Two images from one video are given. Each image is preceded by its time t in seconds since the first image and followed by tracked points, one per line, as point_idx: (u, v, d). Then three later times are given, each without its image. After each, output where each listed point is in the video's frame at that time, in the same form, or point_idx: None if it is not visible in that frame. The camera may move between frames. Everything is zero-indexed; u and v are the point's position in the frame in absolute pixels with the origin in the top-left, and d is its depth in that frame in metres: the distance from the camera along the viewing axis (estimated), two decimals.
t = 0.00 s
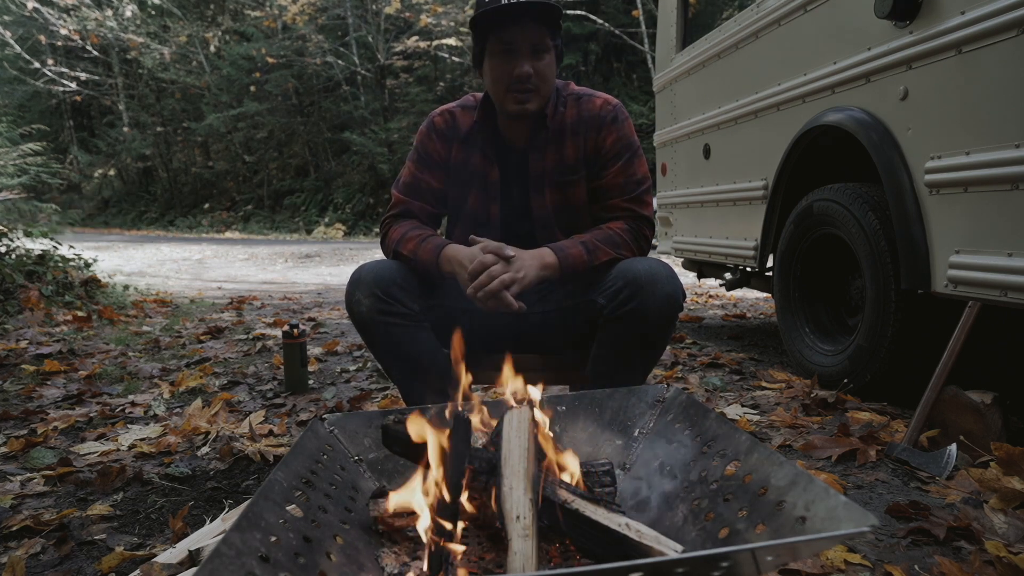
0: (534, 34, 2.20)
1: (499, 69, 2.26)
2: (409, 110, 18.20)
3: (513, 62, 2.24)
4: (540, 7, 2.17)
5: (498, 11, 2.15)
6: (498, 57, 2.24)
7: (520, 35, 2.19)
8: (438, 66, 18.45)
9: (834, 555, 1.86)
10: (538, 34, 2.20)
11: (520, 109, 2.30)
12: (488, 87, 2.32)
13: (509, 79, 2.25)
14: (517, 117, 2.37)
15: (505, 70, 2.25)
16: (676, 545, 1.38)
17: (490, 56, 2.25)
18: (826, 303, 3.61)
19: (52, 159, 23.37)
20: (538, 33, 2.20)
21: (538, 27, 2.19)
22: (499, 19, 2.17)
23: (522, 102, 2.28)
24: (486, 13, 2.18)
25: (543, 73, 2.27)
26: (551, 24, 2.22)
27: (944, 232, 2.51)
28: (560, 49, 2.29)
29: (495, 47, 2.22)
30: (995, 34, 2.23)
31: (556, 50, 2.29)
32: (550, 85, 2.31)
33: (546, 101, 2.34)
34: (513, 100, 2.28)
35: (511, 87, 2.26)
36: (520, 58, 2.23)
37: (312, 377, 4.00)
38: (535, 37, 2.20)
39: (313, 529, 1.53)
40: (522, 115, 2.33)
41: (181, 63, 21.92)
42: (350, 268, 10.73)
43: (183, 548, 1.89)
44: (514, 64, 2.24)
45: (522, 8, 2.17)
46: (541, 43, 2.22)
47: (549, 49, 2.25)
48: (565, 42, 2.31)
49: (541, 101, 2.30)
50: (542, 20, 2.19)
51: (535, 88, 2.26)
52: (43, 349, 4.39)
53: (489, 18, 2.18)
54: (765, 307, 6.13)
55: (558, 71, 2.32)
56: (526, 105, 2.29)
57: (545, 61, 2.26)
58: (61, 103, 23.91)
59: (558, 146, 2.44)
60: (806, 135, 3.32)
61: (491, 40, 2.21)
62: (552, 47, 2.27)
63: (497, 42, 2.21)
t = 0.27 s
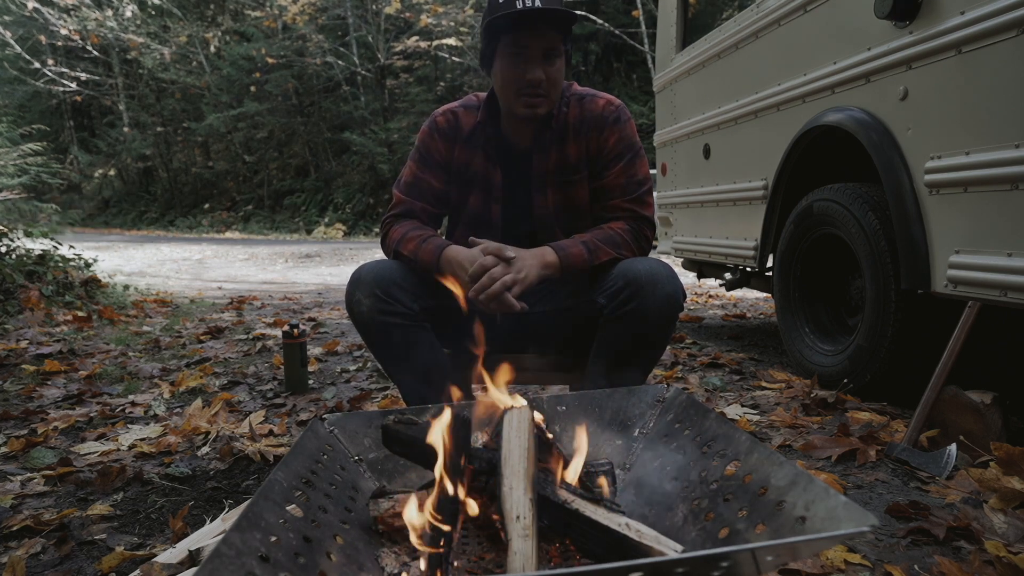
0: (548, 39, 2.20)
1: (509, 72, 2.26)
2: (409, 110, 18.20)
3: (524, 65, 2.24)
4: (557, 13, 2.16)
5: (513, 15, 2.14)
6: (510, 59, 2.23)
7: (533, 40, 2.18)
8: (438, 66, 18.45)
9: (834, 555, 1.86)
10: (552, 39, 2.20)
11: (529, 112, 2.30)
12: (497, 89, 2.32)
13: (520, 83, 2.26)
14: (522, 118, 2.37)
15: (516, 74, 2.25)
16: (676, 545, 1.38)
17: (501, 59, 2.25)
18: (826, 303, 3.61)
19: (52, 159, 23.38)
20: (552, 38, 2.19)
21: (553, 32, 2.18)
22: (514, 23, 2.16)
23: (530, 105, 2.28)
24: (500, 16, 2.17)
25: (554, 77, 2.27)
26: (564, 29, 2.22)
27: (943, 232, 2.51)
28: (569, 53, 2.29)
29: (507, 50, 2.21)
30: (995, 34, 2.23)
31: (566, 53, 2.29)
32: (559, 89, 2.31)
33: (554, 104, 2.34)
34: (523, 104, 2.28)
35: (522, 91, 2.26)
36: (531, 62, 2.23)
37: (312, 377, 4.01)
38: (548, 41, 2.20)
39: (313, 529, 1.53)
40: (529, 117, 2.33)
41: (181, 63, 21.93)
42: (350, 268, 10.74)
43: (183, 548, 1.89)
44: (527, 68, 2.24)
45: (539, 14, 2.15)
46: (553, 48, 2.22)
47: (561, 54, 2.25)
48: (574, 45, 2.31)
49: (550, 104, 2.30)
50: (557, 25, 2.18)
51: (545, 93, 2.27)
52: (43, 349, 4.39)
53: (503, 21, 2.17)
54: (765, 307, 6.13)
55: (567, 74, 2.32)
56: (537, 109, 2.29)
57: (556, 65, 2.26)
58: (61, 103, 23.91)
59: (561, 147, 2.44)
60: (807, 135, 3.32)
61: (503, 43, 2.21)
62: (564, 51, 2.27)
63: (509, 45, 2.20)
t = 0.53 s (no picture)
0: (547, 39, 2.20)
1: (508, 72, 2.26)
2: (409, 110, 18.21)
3: (524, 65, 2.24)
4: (556, 13, 2.17)
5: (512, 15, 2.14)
6: (510, 60, 2.23)
7: (533, 40, 2.18)
8: (438, 66, 18.46)
9: (834, 555, 1.86)
10: (551, 39, 2.20)
11: (529, 113, 2.30)
12: (497, 90, 2.32)
13: (520, 83, 2.26)
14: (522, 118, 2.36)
15: (516, 74, 2.25)
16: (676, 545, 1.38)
17: (501, 59, 2.25)
18: (826, 303, 3.61)
19: (52, 159, 23.37)
20: (551, 38, 2.19)
21: (552, 32, 2.19)
22: (513, 23, 2.16)
23: (530, 106, 2.28)
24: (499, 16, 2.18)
25: (554, 77, 2.27)
26: (563, 29, 2.22)
27: (944, 232, 2.51)
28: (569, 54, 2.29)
29: (507, 50, 2.21)
30: (995, 34, 2.23)
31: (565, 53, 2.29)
32: (559, 88, 2.31)
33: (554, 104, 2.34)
34: (523, 104, 2.28)
35: (521, 91, 2.26)
36: (530, 62, 2.23)
37: (312, 377, 4.01)
38: (548, 41, 2.20)
39: (313, 529, 1.53)
40: (529, 117, 2.33)
41: (181, 63, 21.93)
42: (350, 268, 10.74)
43: (183, 548, 1.89)
44: (526, 68, 2.23)
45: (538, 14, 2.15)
46: (553, 48, 2.22)
47: (560, 53, 2.25)
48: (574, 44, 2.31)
49: (550, 104, 2.30)
50: (556, 25, 2.18)
51: (545, 93, 2.27)
52: (43, 349, 4.39)
53: (502, 21, 2.17)
54: (765, 307, 6.13)
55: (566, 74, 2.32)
56: (537, 109, 2.29)
57: (556, 65, 2.26)
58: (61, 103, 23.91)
59: (561, 147, 2.44)
60: (807, 135, 3.32)
61: (503, 43, 2.21)
62: (563, 51, 2.27)
63: (509, 45, 2.20)
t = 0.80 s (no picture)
0: (544, 37, 2.20)
1: (506, 71, 2.26)
2: (409, 110, 18.21)
3: (522, 64, 2.24)
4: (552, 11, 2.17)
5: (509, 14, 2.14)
6: (507, 59, 2.23)
7: (530, 38, 2.18)
8: (439, 66, 18.46)
9: (834, 555, 1.86)
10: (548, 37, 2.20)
11: (527, 111, 2.29)
12: (495, 89, 2.32)
13: (517, 82, 2.26)
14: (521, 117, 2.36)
15: (513, 73, 2.25)
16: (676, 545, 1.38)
17: (499, 58, 2.24)
18: (826, 303, 3.61)
19: (52, 159, 23.37)
20: (548, 36, 2.19)
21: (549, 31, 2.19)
22: (511, 22, 2.17)
23: (528, 104, 2.28)
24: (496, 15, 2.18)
25: (552, 76, 2.27)
26: (561, 27, 2.22)
27: (943, 232, 2.51)
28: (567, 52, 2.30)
29: (505, 49, 2.21)
30: (995, 34, 2.23)
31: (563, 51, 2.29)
32: (556, 87, 2.31)
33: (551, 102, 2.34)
34: (521, 103, 2.28)
35: (518, 90, 2.26)
36: (528, 60, 2.23)
37: (312, 377, 4.01)
38: (544, 40, 2.20)
39: (313, 529, 1.53)
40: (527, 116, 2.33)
41: (181, 63, 21.93)
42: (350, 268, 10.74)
43: (183, 548, 1.89)
44: (523, 66, 2.23)
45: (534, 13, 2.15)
46: (551, 46, 2.22)
47: (557, 51, 2.25)
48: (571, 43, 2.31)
49: (547, 102, 2.30)
50: (553, 23, 2.19)
51: (543, 91, 2.26)
52: (43, 349, 4.39)
53: (499, 20, 2.17)
54: (765, 307, 6.13)
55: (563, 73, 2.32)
56: (534, 107, 2.29)
57: (553, 63, 2.26)
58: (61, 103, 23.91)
59: (561, 147, 2.45)
60: (806, 135, 3.33)
61: (500, 42, 2.21)
62: (560, 49, 2.27)
63: (507, 44, 2.20)
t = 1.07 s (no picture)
0: (530, 29, 2.21)
1: (495, 66, 2.27)
2: (409, 110, 18.21)
3: (509, 56, 2.24)
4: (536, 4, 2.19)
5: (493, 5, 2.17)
6: (494, 53, 2.25)
7: (514, 30, 2.20)
8: (439, 66, 18.47)
9: (834, 555, 1.86)
10: (533, 29, 2.21)
11: (517, 104, 2.30)
12: (486, 85, 2.33)
13: (504, 75, 2.26)
14: (516, 114, 2.37)
15: (501, 67, 2.26)
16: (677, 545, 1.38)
17: (488, 53, 2.26)
18: (826, 303, 3.61)
19: (52, 158, 23.37)
20: (533, 27, 2.21)
21: (534, 22, 2.21)
22: (496, 14, 2.20)
23: (517, 97, 2.28)
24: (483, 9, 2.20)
25: (539, 68, 2.27)
26: (548, 21, 2.24)
27: (943, 232, 2.51)
28: (558, 45, 2.30)
29: (492, 43, 2.23)
30: (994, 34, 2.23)
31: (553, 46, 2.30)
32: (547, 81, 2.32)
33: (544, 98, 2.35)
34: (509, 96, 2.28)
35: (506, 83, 2.27)
36: (515, 53, 2.24)
37: (312, 377, 4.01)
38: (530, 32, 2.21)
39: (313, 529, 1.53)
40: (520, 110, 2.33)
41: (181, 63, 21.93)
42: (350, 268, 10.74)
43: (183, 549, 1.89)
44: (509, 59, 2.24)
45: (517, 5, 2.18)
46: (538, 39, 2.24)
47: (545, 44, 2.26)
48: (563, 40, 2.33)
49: (537, 96, 2.30)
50: (538, 15, 2.21)
51: (531, 84, 2.27)
52: (43, 349, 4.39)
53: (485, 12, 2.20)
54: (765, 307, 6.13)
55: (553, 67, 2.32)
56: (523, 100, 2.29)
57: (541, 56, 2.27)
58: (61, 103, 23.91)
59: (560, 146, 2.45)
60: (806, 134, 3.33)
61: (488, 36, 2.23)
62: (549, 43, 2.28)
63: (494, 38, 2.22)
